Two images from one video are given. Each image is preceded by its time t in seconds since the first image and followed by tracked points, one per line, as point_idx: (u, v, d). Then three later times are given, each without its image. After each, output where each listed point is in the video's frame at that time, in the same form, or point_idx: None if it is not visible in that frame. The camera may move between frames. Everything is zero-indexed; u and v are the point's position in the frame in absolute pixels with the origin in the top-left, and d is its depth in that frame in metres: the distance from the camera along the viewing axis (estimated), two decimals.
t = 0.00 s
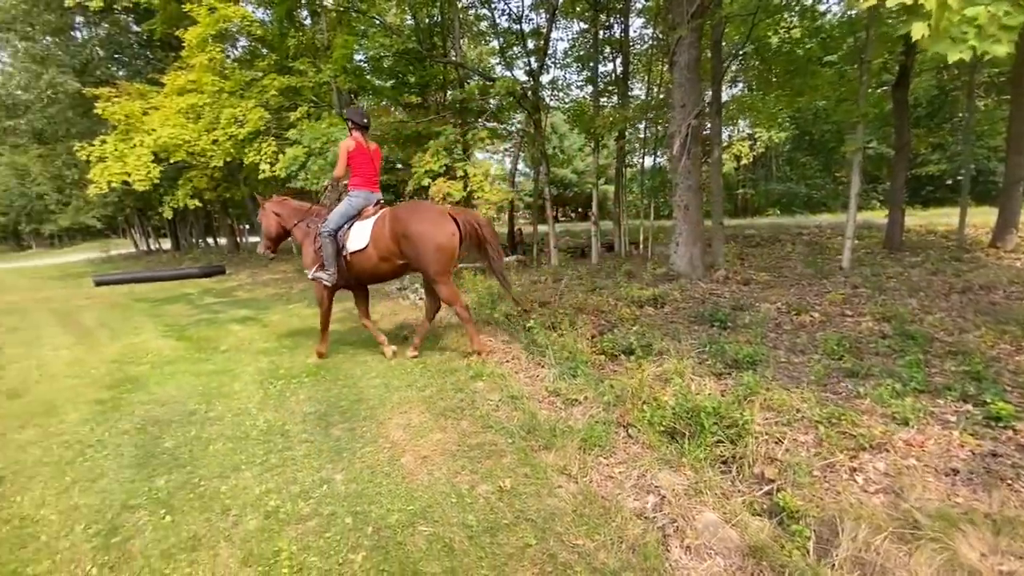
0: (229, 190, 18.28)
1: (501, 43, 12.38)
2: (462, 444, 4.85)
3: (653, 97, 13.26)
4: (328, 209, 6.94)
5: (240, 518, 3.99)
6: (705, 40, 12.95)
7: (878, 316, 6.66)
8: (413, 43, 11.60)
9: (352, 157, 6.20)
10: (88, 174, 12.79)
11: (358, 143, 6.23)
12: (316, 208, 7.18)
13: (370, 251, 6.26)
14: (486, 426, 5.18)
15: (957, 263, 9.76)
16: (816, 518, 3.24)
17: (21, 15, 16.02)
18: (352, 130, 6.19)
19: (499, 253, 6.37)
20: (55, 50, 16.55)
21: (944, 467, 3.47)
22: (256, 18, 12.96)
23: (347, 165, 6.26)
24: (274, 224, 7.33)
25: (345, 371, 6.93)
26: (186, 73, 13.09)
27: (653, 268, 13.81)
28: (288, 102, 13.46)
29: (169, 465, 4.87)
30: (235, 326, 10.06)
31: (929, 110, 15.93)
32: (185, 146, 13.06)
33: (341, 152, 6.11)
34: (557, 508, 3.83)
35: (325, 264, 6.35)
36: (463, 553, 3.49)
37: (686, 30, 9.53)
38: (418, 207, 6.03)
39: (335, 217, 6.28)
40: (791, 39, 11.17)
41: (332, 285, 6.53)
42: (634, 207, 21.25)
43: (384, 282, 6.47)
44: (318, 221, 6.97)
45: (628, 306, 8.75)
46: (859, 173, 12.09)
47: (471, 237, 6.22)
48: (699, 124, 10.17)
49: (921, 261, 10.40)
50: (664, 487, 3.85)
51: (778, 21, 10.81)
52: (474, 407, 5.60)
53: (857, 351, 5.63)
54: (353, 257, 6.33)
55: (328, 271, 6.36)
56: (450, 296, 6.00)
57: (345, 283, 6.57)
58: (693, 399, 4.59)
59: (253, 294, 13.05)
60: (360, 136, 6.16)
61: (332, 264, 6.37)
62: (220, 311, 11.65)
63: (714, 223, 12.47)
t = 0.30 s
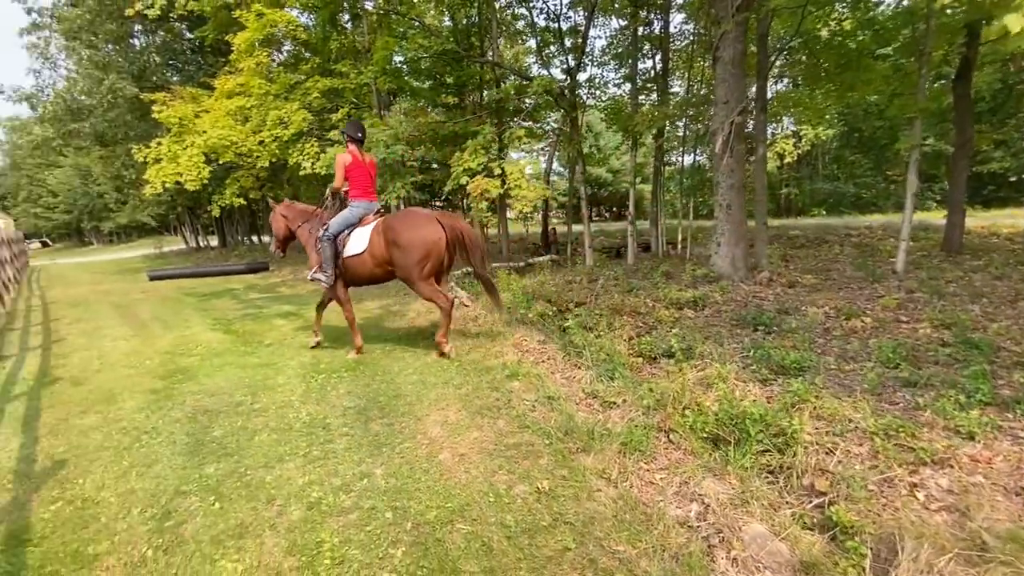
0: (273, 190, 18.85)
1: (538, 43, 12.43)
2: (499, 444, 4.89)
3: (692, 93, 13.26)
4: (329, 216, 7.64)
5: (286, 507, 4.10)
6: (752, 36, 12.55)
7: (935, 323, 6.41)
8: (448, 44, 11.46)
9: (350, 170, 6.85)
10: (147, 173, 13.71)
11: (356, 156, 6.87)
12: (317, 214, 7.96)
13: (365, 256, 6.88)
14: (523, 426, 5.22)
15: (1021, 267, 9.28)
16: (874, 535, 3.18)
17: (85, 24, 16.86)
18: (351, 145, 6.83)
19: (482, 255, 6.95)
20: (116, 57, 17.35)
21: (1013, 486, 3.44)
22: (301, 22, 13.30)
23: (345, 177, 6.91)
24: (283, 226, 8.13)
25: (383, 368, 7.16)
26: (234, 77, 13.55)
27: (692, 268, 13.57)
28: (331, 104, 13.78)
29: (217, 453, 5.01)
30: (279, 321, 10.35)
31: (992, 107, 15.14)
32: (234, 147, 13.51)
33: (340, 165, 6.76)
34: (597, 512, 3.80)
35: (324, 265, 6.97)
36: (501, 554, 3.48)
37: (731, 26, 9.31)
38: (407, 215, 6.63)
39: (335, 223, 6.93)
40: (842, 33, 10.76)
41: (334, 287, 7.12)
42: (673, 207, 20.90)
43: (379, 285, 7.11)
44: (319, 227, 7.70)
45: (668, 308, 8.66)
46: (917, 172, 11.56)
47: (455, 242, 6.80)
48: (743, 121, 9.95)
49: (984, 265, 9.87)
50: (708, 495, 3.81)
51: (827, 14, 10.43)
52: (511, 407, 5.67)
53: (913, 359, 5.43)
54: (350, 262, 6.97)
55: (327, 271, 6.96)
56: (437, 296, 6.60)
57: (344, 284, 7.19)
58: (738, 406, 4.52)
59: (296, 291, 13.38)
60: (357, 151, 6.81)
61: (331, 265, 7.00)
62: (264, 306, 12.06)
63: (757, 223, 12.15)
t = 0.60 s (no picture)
0: (311, 190, 19.27)
1: (572, 42, 12.43)
2: (533, 447, 4.86)
3: (730, 91, 13.06)
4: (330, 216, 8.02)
5: (323, 502, 4.17)
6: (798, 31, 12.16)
7: (995, 335, 6.14)
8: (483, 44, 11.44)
9: (349, 172, 7.24)
10: (194, 172, 14.50)
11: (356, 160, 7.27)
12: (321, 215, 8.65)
13: (358, 254, 7.10)
14: (557, 429, 5.19)
15: None
16: (932, 557, 3.04)
17: (139, 32, 17.54)
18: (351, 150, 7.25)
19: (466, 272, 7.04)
20: (166, 62, 17.99)
21: None
22: (340, 26, 13.55)
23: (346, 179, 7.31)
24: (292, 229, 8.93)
25: (417, 367, 7.25)
26: (276, 80, 13.93)
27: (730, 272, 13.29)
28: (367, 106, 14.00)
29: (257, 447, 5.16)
30: (317, 318, 10.58)
31: None
32: (275, 149, 13.85)
33: (341, 167, 7.17)
34: (634, 522, 3.73)
35: (324, 262, 7.42)
36: (537, 559, 3.45)
37: (775, 21, 9.04)
38: (400, 220, 6.80)
39: (334, 221, 7.29)
40: (892, 26, 10.37)
41: (331, 282, 7.51)
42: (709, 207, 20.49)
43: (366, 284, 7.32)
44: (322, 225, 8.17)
45: (706, 311, 8.49)
46: (974, 172, 11.05)
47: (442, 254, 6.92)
48: (786, 119, 9.66)
49: None
50: (751, 508, 3.70)
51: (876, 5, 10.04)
52: (544, 410, 5.65)
53: (972, 371, 5.21)
54: (345, 258, 7.24)
55: (327, 268, 7.42)
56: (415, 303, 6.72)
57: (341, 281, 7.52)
58: (782, 415, 4.37)
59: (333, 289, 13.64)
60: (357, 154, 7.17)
61: (330, 262, 7.40)
62: (302, 303, 12.35)
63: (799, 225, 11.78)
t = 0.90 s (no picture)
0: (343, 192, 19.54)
1: (603, 42, 12.46)
2: (562, 453, 4.76)
3: (766, 90, 12.71)
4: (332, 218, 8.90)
5: (353, 502, 4.15)
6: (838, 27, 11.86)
7: None
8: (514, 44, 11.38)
9: (349, 180, 8.16)
10: (232, 171, 14.84)
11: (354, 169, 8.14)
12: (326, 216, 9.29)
13: (355, 252, 7.96)
14: (587, 435, 5.08)
15: None
16: None
17: (182, 38, 18.07)
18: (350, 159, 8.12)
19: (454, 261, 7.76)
20: (206, 67, 18.47)
21: None
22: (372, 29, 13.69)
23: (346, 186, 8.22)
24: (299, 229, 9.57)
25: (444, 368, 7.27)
26: (311, 84, 14.17)
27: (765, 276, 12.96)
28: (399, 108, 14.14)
29: (289, 445, 5.14)
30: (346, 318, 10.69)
31: None
32: (309, 150, 14.07)
33: (340, 175, 8.06)
34: (669, 534, 3.61)
35: (321, 263, 8.29)
36: (567, 569, 3.35)
37: (817, 18, 8.76)
38: (390, 217, 7.57)
39: (332, 224, 8.16)
40: (942, 22, 9.96)
41: (331, 279, 8.40)
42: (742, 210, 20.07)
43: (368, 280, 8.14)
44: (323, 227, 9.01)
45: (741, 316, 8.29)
46: None
47: (431, 245, 7.65)
48: (826, 119, 9.35)
49: None
50: (793, 524, 3.53)
51: None
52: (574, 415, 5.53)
53: None
54: (343, 257, 8.12)
55: (324, 269, 8.28)
56: (410, 292, 7.48)
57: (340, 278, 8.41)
58: (825, 427, 4.19)
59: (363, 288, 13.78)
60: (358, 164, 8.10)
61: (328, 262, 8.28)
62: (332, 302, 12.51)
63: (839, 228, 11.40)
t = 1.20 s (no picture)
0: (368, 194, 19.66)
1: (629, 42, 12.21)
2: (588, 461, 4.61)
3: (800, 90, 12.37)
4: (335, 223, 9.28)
5: (374, 506, 4.06)
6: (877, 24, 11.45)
7: None
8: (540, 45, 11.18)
9: (346, 188, 8.47)
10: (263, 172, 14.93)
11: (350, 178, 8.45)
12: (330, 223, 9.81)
13: (352, 259, 8.36)
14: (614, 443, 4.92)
15: None
16: None
17: (216, 44, 18.43)
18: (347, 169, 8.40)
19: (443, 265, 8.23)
20: (238, 72, 18.79)
21: None
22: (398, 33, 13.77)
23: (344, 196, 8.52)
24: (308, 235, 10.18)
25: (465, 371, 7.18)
26: (338, 87, 14.22)
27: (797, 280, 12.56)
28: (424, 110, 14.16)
29: (312, 444, 5.73)
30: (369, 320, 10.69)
31: None
32: (337, 153, 14.19)
33: (338, 184, 8.37)
34: (698, 549, 3.43)
35: (323, 266, 8.71)
36: None
37: (856, 14, 8.46)
38: (382, 227, 7.96)
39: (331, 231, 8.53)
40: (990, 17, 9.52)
41: (331, 282, 8.86)
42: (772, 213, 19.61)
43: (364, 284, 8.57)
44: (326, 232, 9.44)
45: (773, 323, 8.03)
46: None
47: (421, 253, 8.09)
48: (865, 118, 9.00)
49: None
50: (837, 546, 3.31)
51: None
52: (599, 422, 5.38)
53: None
54: (341, 263, 8.53)
55: (324, 272, 8.72)
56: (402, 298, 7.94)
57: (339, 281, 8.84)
58: (867, 442, 3.97)
59: (388, 289, 13.83)
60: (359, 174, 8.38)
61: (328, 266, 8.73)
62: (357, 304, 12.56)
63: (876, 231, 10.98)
